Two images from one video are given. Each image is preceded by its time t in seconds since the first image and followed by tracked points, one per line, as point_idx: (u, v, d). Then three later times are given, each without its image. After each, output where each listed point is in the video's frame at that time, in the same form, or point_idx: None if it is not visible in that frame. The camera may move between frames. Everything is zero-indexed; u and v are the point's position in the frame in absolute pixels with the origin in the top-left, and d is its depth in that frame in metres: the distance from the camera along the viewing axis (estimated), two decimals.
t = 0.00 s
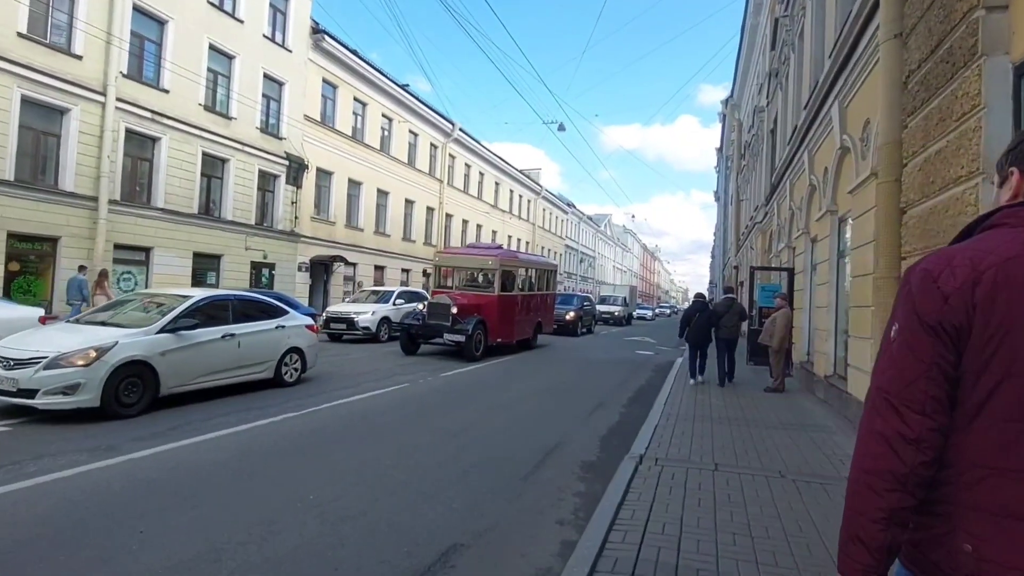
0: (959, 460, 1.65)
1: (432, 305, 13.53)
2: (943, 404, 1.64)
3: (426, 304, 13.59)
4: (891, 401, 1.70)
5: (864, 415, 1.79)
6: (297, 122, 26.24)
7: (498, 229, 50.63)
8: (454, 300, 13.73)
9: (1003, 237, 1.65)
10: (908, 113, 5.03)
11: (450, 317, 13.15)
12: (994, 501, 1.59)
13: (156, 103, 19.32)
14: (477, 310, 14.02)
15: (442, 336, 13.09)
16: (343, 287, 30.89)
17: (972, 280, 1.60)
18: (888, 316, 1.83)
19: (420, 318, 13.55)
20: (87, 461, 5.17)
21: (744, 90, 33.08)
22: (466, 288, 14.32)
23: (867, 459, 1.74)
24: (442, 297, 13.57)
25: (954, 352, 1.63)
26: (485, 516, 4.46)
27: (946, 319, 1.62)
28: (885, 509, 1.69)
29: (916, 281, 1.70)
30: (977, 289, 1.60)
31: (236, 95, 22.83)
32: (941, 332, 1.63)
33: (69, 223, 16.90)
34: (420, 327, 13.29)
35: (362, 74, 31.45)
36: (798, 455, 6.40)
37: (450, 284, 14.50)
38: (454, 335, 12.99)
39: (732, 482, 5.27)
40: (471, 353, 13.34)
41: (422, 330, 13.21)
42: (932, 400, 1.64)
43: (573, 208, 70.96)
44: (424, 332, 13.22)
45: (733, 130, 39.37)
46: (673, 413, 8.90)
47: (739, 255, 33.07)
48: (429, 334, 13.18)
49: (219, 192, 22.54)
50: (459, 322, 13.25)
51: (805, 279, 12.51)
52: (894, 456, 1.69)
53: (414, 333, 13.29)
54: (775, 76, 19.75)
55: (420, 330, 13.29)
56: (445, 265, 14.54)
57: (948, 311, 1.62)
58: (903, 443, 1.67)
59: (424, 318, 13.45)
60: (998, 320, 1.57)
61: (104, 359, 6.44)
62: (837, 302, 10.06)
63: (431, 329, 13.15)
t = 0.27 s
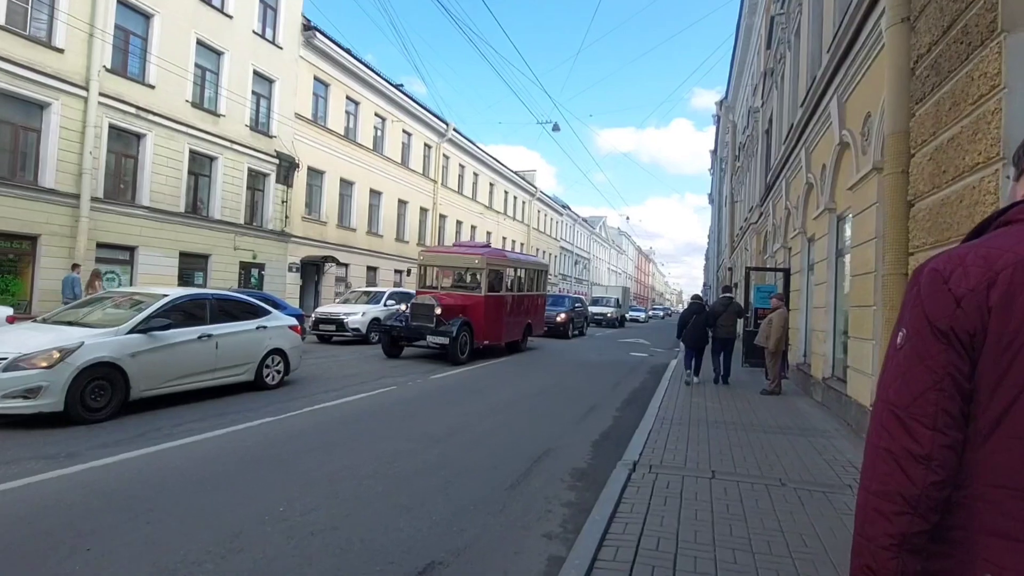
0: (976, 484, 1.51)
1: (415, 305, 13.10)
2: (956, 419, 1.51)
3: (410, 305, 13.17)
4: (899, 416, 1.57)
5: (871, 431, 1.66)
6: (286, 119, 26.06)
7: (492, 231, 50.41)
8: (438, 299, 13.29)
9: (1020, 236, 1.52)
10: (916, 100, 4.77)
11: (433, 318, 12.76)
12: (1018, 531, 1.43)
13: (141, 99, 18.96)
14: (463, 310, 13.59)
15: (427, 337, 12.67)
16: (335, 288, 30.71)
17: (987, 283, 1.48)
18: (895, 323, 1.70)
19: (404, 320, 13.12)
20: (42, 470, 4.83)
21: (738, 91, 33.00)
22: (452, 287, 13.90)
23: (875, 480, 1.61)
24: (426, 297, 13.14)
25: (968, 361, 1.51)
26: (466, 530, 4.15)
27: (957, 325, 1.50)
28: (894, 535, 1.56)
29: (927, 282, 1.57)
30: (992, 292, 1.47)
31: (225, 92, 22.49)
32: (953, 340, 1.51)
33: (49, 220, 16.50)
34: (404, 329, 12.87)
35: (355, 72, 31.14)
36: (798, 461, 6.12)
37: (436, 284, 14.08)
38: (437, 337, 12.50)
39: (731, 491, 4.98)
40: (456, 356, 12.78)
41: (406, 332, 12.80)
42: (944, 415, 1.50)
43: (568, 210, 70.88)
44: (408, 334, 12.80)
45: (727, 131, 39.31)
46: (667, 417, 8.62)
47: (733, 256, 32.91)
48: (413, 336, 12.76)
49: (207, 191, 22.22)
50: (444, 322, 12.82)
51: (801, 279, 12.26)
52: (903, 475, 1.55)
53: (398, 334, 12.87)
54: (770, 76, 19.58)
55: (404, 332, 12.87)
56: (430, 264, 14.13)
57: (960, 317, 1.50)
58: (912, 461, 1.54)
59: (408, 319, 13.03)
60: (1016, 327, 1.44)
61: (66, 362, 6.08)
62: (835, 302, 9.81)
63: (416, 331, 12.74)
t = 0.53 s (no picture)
0: (967, 506, 1.51)
1: (399, 306, 12.66)
2: (948, 438, 1.51)
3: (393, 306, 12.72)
4: (888, 434, 1.58)
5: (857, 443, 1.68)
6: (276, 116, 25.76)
7: (487, 231, 50.16)
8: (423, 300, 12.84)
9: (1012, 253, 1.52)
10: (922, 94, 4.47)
11: (417, 320, 12.31)
12: (1012, 558, 1.42)
13: (126, 94, 18.60)
14: (449, 311, 13.16)
15: (409, 341, 12.21)
16: (326, 289, 30.48)
17: (981, 300, 1.47)
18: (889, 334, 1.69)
19: (387, 322, 12.66)
20: None
21: (733, 92, 32.91)
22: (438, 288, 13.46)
23: (862, 497, 1.62)
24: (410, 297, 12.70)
25: (961, 379, 1.50)
26: (447, 553, 3.85)
27: (952, 342, 1.49)
28: (882, 552, 1.56)
29: (921, 297, 1.56)
30: (986, 309, 1.46)
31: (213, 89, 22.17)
32: (947, 357, 1.50)
33: (28, 218, 16.12)
34: (386, 331, 12.41)
35: (347, 70, 30.81)
36: (797, 472, 5.85)
37: (421, 284, 13.64)
38: (421, 341, 12.05)
39: (729, 508, 4.69)
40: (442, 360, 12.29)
41: (388, 334, 12.32)
42: (933, 435, 1.50)
43: (563, 211, 70.72)
44: (391, 336, 12.35)
45: (722, 132, 39.23)
46: (660, 424, 8.33)
47: (727, 257, 32.74)
48: (396, 338, 12.30)
49: (194, 188, 22.08)
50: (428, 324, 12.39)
51: (797, 281, 12.01)
52: (890, 494, 1.56)
53: (380, 337, 12.40)
54: (764, 76, 19.40)
55: (387, 334, 12.40)
56: (415, 264, 13.69)
57: (953, 334, 1.49)
58: (902, 478, 1.54)
59: (391, 321, 12.58)
60: (1011, 345, 1.43)
61: (25, 369, 5.75)
62: (831, 304, 9.54)
63: (398, 333, 12.28)
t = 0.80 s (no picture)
0: None
1: (384, 306, 12.24)
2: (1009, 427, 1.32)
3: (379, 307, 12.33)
4: (939, 424, 1.40)
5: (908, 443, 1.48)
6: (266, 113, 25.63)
7: (481, 233, 49.93)
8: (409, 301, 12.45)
9: None
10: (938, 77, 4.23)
11: (402, 321, 11.90)
12: None
13: (111, 90, 18.26)
14: (436, 313, 12.78)
15: (394, 343, 11.81)
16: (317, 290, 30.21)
17: None
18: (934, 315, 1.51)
19: (371, 323, 12.24)
20: None
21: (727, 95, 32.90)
22: (425, 288, 13.09)
23: (909, 496, 1.44)
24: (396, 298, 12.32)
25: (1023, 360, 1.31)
26: (431, 570, 3.55)
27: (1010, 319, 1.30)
28: (935, 559, 1.39)
29: (972, 269, 1.38)
30: None
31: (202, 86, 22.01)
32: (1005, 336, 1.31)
33: (7, 215, 15.74)
34: (370, 333, 12.00)
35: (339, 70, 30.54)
36: (801, 480, 5.53)
37: (409, 285, 13.27)
38: (406, 343, 11.69)
39: (732, 520, 4.37)
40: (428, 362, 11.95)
41: (372, 336, 11.91)
42: (990, 425, 1.33)
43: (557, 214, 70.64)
44: (376, 338, 11.94)
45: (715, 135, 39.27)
46: (656, 428, 8.01)
47: (721, 260, 32.61)
48: (381, 340, 11.89)
49: (183, 187, 21.78)
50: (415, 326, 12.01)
51: (794, 282, 11.76)
52: (942, 493, 1.38)
53: (364, 339, 11.99)
54: (759, 78, 19.30)
55: (371, 336, 12.00)
56: (403, 264, 13.32)
57: (1012, 309, 1.30)
58: (956, 474, 1.36)
59: (376, 323, 12.16)
60: None
61: None
62: (830, 305, 9.25)
63: (383, 335, 11.87)
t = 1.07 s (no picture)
0: None
1: (368, 308, 11.86)
2: None
3: (363, 308, 11.94)
4: (1009, 463, 1.59)
5: (971, 466, 1.71)
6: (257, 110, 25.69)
7: (475, 234, 49.67)
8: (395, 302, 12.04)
9: None
10: (955, 67, 4.01)
11: (387, 323, 11.50)
12: None
13: (95, 86, 17.89)
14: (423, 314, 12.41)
15: (378, 346, 11.45)
16: (308, 291, 29.97)
17: None
18: (1001, 353, 1.78)
19: (355, 325, 11.86)
20: None
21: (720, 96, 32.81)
22: (413, 289, 12.77)
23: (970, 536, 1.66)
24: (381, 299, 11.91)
25: None
26: None
27: None
28: None
29: None
30: None
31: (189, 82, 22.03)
32: None
33: None
34: (354, 336, 11.63)
35: (332, 67, 30.23)
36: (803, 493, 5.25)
37: (395, 286, 12.95)
38: (390, 345, 11.32)
39: (733, 539, 4.09)
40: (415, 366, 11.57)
41: (355, 339, 11.53)
42: None
43: (552, 215, 70.44)
44: (360, 341, 11.58)
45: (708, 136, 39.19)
46: (649, 436, 7.70)
47: (714, 261, 32.52)
48: (365, 343, 11.53)
49: (170, 186, 21.77)
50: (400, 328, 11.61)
51: (790, 284, 11.48)
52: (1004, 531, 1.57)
53: (347, 342, 11.63)
54: (753, 79, 19.12)
55: (354, 339, 11.61)
56: (390, 264, 13.00)
57: None
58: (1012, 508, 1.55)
59: (359, 325, 11.79)
60: None
61: None
62: (829, 308, 8.96)
63: (366, 338, 11.50)
